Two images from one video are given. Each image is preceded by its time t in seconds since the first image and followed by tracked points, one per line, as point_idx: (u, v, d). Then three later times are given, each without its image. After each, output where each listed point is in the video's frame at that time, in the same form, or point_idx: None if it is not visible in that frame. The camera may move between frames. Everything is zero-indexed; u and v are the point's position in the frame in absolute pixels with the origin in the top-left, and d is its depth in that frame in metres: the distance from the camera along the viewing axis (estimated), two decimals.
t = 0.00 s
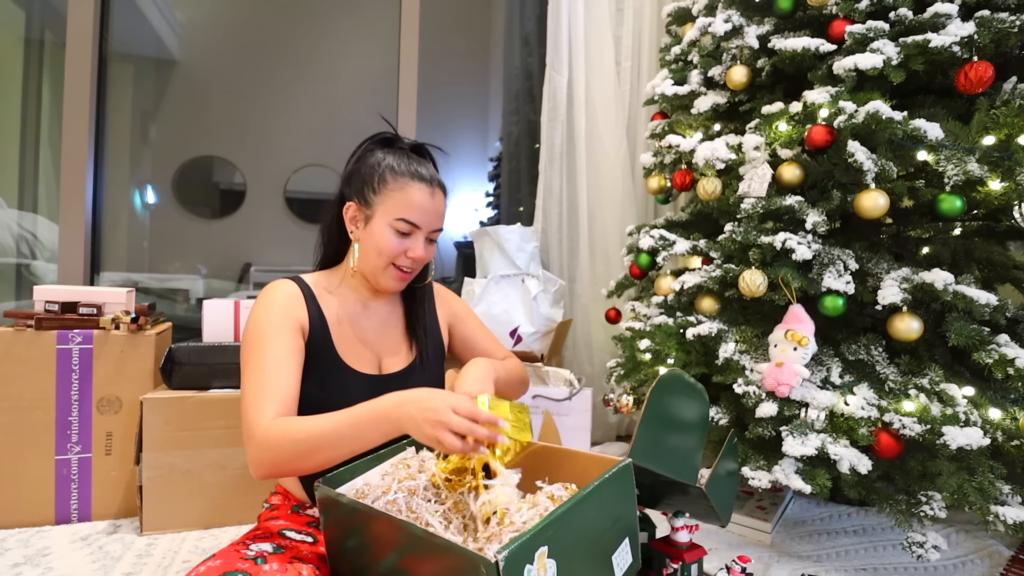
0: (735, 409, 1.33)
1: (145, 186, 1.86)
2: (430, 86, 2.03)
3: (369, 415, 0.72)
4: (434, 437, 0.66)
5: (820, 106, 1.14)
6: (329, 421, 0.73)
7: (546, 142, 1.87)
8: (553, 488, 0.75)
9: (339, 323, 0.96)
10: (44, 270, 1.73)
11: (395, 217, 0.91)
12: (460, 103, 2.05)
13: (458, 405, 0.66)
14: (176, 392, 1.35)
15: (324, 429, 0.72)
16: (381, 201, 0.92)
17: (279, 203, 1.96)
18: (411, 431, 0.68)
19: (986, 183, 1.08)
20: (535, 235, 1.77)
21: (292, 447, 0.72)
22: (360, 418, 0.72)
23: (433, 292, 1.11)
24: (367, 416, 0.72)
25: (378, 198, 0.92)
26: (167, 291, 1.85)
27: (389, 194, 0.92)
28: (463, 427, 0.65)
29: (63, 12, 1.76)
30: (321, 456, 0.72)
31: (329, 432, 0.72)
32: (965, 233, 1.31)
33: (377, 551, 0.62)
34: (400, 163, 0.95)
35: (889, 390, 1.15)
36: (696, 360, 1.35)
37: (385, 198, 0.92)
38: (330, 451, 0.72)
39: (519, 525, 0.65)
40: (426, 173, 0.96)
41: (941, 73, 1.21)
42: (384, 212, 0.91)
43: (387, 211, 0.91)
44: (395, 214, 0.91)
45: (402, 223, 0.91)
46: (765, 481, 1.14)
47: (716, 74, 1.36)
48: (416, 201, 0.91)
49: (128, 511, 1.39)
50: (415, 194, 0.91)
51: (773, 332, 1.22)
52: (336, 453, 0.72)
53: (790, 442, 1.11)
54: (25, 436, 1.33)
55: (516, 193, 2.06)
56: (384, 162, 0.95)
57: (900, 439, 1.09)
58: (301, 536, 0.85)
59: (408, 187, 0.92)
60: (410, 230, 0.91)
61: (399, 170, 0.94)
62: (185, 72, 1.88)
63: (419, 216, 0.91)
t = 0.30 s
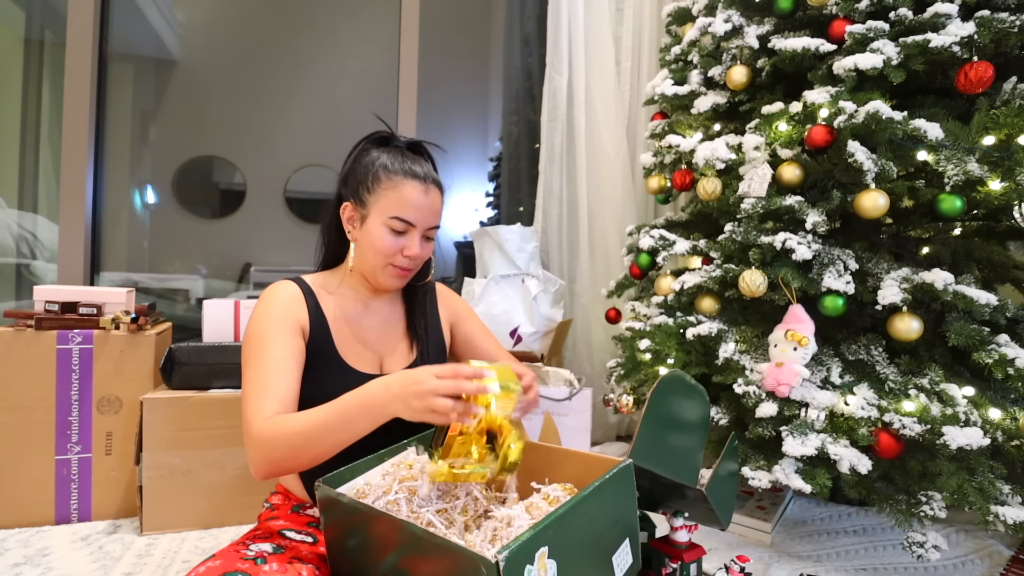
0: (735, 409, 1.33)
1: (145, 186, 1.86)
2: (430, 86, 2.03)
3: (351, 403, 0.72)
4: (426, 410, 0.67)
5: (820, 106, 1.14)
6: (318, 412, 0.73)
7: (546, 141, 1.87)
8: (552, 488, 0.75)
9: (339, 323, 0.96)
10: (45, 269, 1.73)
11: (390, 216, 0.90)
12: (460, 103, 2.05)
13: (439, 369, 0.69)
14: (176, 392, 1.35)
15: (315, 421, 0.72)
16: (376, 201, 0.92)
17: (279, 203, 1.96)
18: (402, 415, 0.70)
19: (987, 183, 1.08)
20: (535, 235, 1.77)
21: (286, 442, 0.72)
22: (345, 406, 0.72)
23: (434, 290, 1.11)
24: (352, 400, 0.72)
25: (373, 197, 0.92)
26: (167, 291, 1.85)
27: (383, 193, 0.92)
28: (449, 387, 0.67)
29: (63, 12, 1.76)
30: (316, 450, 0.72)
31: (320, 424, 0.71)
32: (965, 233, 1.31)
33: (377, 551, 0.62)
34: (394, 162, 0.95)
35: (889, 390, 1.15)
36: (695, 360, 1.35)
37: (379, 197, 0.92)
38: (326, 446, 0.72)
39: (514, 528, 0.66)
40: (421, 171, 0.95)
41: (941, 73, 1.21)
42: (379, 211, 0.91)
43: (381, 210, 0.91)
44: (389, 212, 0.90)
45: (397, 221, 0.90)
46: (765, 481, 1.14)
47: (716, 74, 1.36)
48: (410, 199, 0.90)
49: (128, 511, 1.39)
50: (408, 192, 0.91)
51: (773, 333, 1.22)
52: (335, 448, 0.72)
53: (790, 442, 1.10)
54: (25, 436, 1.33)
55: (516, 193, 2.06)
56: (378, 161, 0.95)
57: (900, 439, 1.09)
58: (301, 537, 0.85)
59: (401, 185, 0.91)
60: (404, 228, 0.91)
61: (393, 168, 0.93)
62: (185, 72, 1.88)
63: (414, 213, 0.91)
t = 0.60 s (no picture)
0: (735, 409, 1.33)
1: (145, 186, 1.86)
2: (430, 86, 2.03)
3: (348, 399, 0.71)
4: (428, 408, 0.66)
5: (820, 106, 1.14)
6: (317, 410, 0.72)
7: (546, 142, 1.87)
8: (551, 489, 0.75)
9: (339, 322, 0.96)
10: (44, 269, 1.73)
11: (382, 214, 0.90)
12: (460, 103, 2.05)
13: (439, 349, 0.66)
14: (176, 392, 1.35)
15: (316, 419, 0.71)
16: (368, 200, 0.92)
17: (279, 204, 1.96)
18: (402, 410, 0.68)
19: (986, 183, 1.08)
20: (535, 235, 1.77)
21: (286, 441, 0.72)
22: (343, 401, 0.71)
23: (432, 288, 1.12)
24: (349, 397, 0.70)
25: (365, 196, 0.92)
26: (167, 291, 1.85)
27: (375, 191, 0.91)
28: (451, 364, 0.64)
29: (63, 12, 1.76)
30: (317, 448, 0.72)
31: (320, 422, 0.71)
32: (965, 233, 1.31)
33: (377, 551, 0.62)
34: (385, 160, 0.94)
35: (889, 390, 1.15)
36: (696, 360, 1.35)
37: (372, 196, 0.92)
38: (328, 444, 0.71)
39: (513, 529, 0.66)
40: (413, 168, 0.95)
41: (941, 73, 1.21)
42: (372, 210, 0.91)
43: (374, 208, 0.91)
44: (382, 210, 0.90)
45: (389, 219, 0.90)
46: (765, 481, 1.14)
47: (716, 74, 1.36)
48: (401, 196, 0.90)
49: (128, 511, 1.39)
50: (400, 189, 0.91)
51: (773, 332, 1.22)
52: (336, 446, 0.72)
53: (790, 442, 1.10)
54: (25, 436, 1.33)
55: (516, 193, 2.06)
56: (370, 160, 0.95)
57: (900, 439, 1.09)
58: (301, 536, 0.85)
59: (393, 182, 0.91)
60: (397, 225, 0.90)
61: (384, 167, 0.93)
62: (185, 72, 1.88)
63: (406, 211, 0.90)
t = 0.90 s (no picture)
0: (735, 409, 1.33)
1: (145, 186, 1.86)
2: (430, 86, 2.03)
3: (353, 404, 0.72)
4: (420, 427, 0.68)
5: (820, 106, 1.14)
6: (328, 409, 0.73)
7: (546, 142, 1.87)
8: (551, 489, 0.76)
9: (337, 322, 0.96)
10: (44, 269, 1.73)
11: (373, 210, 0.90)
12: (460, 103, 2.05)
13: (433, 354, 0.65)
14: (176, 392, 1.35)
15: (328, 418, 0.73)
16: (359, 197, 0.92)
17: (279, 204, 1.96)
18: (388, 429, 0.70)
19: (986, 183, 1.08)
20: (535, 235, 1.77)
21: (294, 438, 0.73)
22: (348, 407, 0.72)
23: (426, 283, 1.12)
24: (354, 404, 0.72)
25: (355, 194, 0.93)
26: (167, 291, 1.85)
27: (364, 188, 0.91)
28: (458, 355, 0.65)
29: (63, 12, 1.76)
30: (323, 449, 0.71)
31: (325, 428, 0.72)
32: (965, 233, 1.31)
33: (376, 551, 0.62)
34: (373, 158, 0.94)
35: (889, 390, 1.15)
36: (695, 360, 1.35)
37: (361, 193, 0.92)
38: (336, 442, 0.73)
39: (513, 530, 0.66)
40: (400, 162, 0.95)
41: (941, 73, 1.21)
42: (362, 207, 0.91)
43: (364, 205, 0.90)
44: (372, 207, 0.90)
45: (380, 214, 0.90)
46: (765, 481, 1.14)
47: (716, 74, 1.36)
48: (390, 192, 0.89)
49: (128, 511, 1.39)
50: (389, 185, 0.90)
51: (773, 332, 1.22)
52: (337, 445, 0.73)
53: (790, 442, 1.10)
54: (25, 436, 1.33)
55: (516, 193, 2.06)
56: (358, 159, 0.95)
57: (900, 439, 1.09)
58: (301, 536, 0.85)
59: (382, 178, 0.91)
60: (389, 221, 0.90)
61: (372, 164, 0.93)
62: (185, 72, 1.88)
63: (396, 205, 0.89)
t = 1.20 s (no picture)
0: (735, 409, 1.33)
1: (145, 186, 1.86)
2: (430, 86, 2.03)
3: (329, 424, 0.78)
4: (384, 446, 0.72)
5: (820, 106, 1.14)
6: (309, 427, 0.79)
7: (546, 142, 1.87)
8: (554, 490, 0.76)
9: (327, 323, 0.96)
10: (44, 269, 1.73)
11: (360, 190, 0.93)
12: (460, 103, 2.05)
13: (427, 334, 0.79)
14: (176, 392, 1.35)
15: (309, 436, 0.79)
16: (347, 187, 0.95)
17: (279, 204, 1.96)
18: (358, 447, 0.74)
19: (987, 183, 1.08)
20: (535, 235, 1.77)
21: (284, 456, 0.81)
22: (323, 426, 0.78)
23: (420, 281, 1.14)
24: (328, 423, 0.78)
25: (344, 185, 0.96)
26: (167, 291, 1.85)
27: (351, 178, 0.95)
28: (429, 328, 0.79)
29: (63, 11, 1.76)
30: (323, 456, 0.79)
31: (310, 447, 0.79)
32: (965, 233, 1.31)
33: (377, 551, 0.62)
34: (360, 155, 1.00)
35: (889, 390, 1.16)
36: (695, 360, 1.35)
37: (349, 181, 0.96)
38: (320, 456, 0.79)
39: (518, 530, 0.67)
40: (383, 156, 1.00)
41: (941, 73, 1.21)
42: (350, 193, 0.94)
43: (352, 190, 0.94)
44: (359, 189, 0.93)
45: (367, 193, 0.92)
46: (765, 481, 1.14)
47: (716, 74, 1.36)
48: (376, 172, 0.94)
49: (128, 511, 1.39)
50: (374, 169, 0.94)
51: (773, 332, 1.22)
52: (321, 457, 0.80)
53: (790, 442, 1.10)
54: (25, 436, 1.33)
55: (516, 193, 2.06)
56: (345, 160, 1.01)
57: (900, 439, 1.09)
58: (301, 536, 0.85)
59: (366, 164, 0.96)
60: (376, 198, 0.92)
61: (357, 159, 0.99)
62: (185, 72, 1.88)
63: (382, 184, 0.93)
